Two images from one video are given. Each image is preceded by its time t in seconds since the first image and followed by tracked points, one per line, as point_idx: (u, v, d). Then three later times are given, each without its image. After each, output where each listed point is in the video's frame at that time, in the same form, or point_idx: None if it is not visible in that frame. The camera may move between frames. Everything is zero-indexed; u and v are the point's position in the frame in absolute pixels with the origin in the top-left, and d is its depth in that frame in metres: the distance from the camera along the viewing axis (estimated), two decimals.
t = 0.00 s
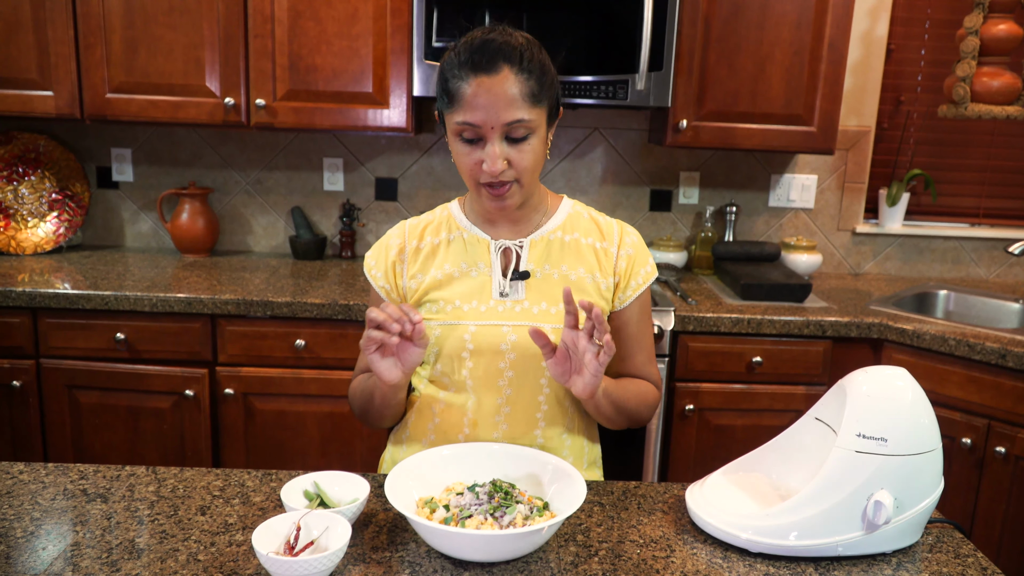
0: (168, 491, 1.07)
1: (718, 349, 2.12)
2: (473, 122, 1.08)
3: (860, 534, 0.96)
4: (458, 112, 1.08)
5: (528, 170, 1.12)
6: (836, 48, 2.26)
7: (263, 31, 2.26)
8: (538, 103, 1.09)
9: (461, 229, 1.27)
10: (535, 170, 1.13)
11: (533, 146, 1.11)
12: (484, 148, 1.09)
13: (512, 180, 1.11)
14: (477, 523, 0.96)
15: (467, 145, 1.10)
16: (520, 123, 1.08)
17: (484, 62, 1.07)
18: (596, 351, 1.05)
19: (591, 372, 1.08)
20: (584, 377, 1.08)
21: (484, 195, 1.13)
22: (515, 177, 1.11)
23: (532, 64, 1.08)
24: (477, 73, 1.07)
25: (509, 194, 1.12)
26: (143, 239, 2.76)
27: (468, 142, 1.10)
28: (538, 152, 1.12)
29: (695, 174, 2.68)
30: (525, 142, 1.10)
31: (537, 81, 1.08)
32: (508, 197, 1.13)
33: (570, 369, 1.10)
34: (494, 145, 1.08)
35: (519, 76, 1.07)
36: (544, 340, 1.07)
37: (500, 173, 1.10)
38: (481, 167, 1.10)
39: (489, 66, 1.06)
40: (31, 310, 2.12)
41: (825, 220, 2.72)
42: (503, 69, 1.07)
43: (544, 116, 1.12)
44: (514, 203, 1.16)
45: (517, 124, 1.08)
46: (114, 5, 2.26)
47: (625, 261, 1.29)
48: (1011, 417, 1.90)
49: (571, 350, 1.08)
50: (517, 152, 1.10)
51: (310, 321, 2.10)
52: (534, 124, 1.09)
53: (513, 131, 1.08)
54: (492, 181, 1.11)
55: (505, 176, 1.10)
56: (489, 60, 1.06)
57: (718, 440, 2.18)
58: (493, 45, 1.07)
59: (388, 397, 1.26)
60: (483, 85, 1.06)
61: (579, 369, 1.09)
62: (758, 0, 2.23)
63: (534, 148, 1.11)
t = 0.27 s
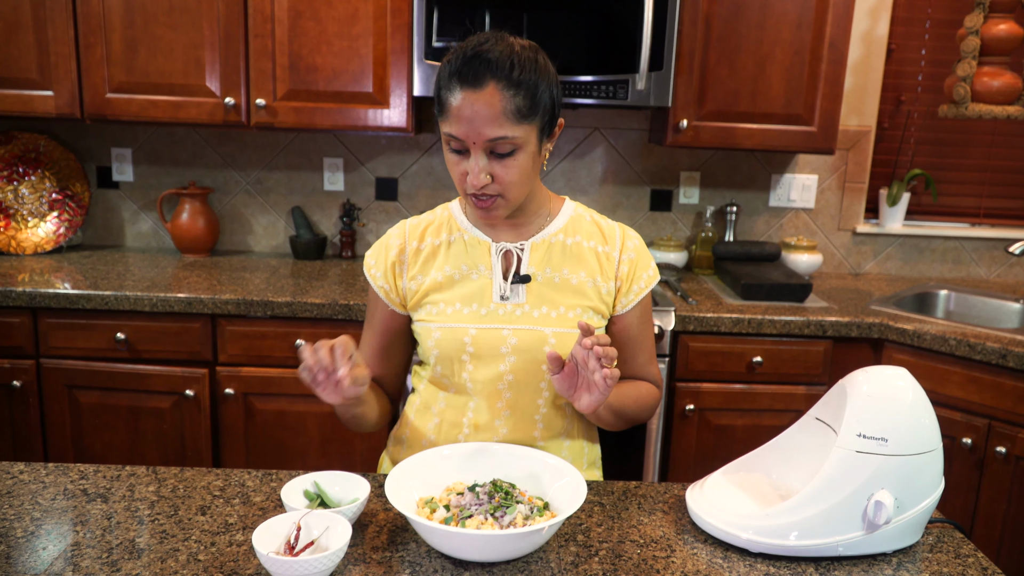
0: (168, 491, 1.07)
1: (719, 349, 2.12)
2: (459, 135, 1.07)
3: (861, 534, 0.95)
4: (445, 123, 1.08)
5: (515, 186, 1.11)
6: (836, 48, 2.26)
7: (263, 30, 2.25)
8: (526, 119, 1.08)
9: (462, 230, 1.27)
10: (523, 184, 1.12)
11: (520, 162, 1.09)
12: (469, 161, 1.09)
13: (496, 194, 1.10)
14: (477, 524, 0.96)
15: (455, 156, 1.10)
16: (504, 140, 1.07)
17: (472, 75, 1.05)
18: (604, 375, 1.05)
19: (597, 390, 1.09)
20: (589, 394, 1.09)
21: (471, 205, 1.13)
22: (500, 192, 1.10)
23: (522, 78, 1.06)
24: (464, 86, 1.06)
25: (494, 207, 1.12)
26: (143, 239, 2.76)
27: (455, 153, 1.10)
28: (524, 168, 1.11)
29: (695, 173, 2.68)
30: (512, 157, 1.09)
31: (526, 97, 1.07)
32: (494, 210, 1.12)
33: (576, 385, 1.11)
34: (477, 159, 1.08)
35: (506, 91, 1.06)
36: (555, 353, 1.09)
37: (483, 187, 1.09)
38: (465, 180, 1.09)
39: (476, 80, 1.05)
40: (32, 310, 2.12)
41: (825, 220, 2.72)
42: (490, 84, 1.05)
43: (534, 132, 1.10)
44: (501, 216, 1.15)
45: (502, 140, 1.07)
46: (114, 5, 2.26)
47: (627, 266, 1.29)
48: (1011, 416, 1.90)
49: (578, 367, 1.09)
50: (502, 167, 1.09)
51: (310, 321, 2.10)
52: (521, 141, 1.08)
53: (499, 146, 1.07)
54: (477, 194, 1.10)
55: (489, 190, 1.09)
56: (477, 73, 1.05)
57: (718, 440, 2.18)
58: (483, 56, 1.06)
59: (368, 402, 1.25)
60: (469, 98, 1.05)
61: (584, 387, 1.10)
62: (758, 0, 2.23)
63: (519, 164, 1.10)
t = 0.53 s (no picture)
0: (169, 491, 1.07)
1: (719, 349, 2.12)
2: (462, 138, 1.07)
3: (861, 534, 0.95)
4: (449, 125, 1.08)
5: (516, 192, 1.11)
6: (837, 48, 2.26)
7: (263, 30, 2.25)
8: (530, 124, 1.07)
9: (467, 230, 1.27)
10: (525, 190, 1.12)
11: (522, 168, 1.10)
12: (471, 164, 1.09)
13: (497, 199, 1.10)
14: (478, 523, 0.95)
15: (458, 158, 1.10)
16: (507, 145, 1.07)
17: (478, 79, 1.05)
18: (592, 376, 1.06)
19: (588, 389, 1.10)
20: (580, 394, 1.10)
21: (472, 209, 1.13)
22: (501, 197, 1.11)
23: (528, 83, 1.06)
24: (469, 89, 1.05)
25: (494, 212, 1.12)
26: (144, 239, 2.76)
27: (458, 155, 1.10)
28: (527, 174, 1.11)
29: (696, 173, 2.68)
30: (514, 163, 1.09)
31: (531, 102, 1.06)
32: (495, 215, 1.13)
33: (569, 385, 1.12)
34: (479, 163, 1.08)
35: (511, 96, 1.05)
36: (547, 352, 1.09)
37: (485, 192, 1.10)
38: (467, 184, 1.10)
39: (481, 84, 1.05)
40: (33, 310, 2.12)
41: (826, 220, 2.72)
42: (495, 88, 1.05)
43: (538, 138, 1.10)
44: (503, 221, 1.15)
45: (504, 145, 1.07)
46: (114, 5, 2.26)
47: (631, 269, 1.29)
48: (1012, 416, 1.90)
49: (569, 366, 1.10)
50: (504, 172, 1.09)
51: (310, 321, 2.10)
52: (524, 146, 1.08)
53: (501, 151, 1.07)
54: (478, 198, 1.11)
55: (490, 195, 1.10)
56: (482, 77, 1.05)
57: (718, 440, 2.18)
58: (489, 60, 1.05)
59: (306, 392, 1.14)
60: (473, 102, 1.05)
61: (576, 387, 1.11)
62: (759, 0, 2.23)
63: (521, 170, 1.10)
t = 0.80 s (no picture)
0: (169, 491, 1.07)
1: (719, 349, 2.12)
2: (470, 138, 1.07)
3: (861, 534, 0.96)
4: (458, 126, 1.08)
5: (523, 194, 1.11)
6: (837, 48, 2.26)
7: (264, 30, 2.26)
8: (540, 127, 1.07)
9: (472, 231, 1.27)
10: (532, 193, 1.12)
11: (530, 171, 1.10)
12: (479, 165, 1.09)
13: (504, 201, 1.11)
14: (478, 524, 0.96)
15: (466, 159, 1.10)
16: (516, 147, 1.07)
17: (488, 79, 1.05)
18: (602, 385, 1.06)
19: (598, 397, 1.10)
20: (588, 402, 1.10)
21: (479, 210, 1.14)
22: (508, 199, 1.11)
23: (539, 85, 1.06)
24: (479, 90, 1.05)
25: (501, 214, 1.12)
26: (144, 239, 2.76)
27: (466, 156, 1.10)
28: (535, 177, 1.11)
29: (696, 173, 2.68)
30: (522, 165, 1.09)
31: (541, 105, 1.06)
32: (502, 217, 1.13)
33: (576, 392, 1.12)
34: (487, 165, 1.08)
35: (522, 98, 1.05)
36: (556, 361, 1.10)
37: (492, 194, 1.10)
38: (475, 186, 1.10)
39: (492, 85, 1.05)
40: (33, 310, 2.12)
41: (826, 220, 2.72)
42: (506, 90, 1.05)
43: (546, 141, 1.10)
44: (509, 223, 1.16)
45: (513, 147, 1.07)
46: (114, 5, 2.26)
47: (636, 272, 1.29)
48: (1012, 416, 1.90)
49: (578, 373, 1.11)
50: (511, 175, 1.09)
51: (311, 321, 2.10)
52: (533, 149, 1.08)
53: (509, 154, 1.07)
54: (486, 200, 1.11)
55: (497, 197, 1.10)
56: (493, 78, 1.05)
57: (719, 440, 2.18)
58: (501, 62, 1.05)
59: (297, 394, 1.12)
60: (483, 103, 1.05)
61: (585, 394, 1.12)
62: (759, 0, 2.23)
63: (529, 173, 1.10)
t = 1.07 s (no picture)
0: (169, 491, 1.07)
1: (719, 349, 2.12)
2: (472, 124, 1.07)
3: (861, 534, 0.96)
4: (459, 113, 1.08)
5: (524, 182, 1.11)
6: (837, 48, 2.26)
7: (264, 30, 2.26)
8: (541, 113, 1.08)
9: (469, 230, 1.27)
10: (534, 182, 1.12)
11: (531, 158, 1.09)
12: (480, 152, 1.08)
13: (506, 188, 1.10)
14: (479, 524, 0.96)
15: (466, 148, 1.10)
16: (518, 131, 1.07)
17: (490, 66, 1.06)
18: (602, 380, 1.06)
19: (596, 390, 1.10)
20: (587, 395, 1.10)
21: (479, 200, 1.13)
22: (509, 187, 1.10)
23: (540, 71, 1.07)
24: (481, 76, 1.06)
25: (502, 202, 1.11)
26: (144, 239, 2.76)
27: (466, 144, 1.10)
28: (536, 165, 1.10)
29: (696, 173, 2.68)
30: (524, 152, 1.09)
31: (542, 90, 1.07)
32: (502, 206, 1.12)
33: (575, 384, 1.11)
34: (488, 150, 1.08)
35: (523, 83, 1.06)
36: (556, 354, 1.09)
37: (493, 181, 1.09)
38: (475, 173, 1.09)
39: (494, 71, 1.05)
40: (33, 310, 2.12)
41: (826, 220, 2.72)
42: (507, 75, 1.05)
43: (547, 128, 1.10)
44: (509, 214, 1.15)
45: (515, 131, 1.07)
46: (114, 5, 2.26)
47: (633, 271, 1.29)
48: (1012, 416, 1.90)
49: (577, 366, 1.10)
50: (513, 161, 1.09)
51: (311, 321, 2.10)
52: (535, 135, 1.08)
53: (511, 139, 1.07)
54: (486, 188, 1.10)
55: (498, 184, 1.10)
56: (495, 64, 1.06)
57: (719, 440, 2.18)
58: (502, 48, 1.06)
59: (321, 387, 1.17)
60: (485, 88, 1.05)
61: (584, 387, 1.11)
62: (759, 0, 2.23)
63: (531, 159, 1.09)
